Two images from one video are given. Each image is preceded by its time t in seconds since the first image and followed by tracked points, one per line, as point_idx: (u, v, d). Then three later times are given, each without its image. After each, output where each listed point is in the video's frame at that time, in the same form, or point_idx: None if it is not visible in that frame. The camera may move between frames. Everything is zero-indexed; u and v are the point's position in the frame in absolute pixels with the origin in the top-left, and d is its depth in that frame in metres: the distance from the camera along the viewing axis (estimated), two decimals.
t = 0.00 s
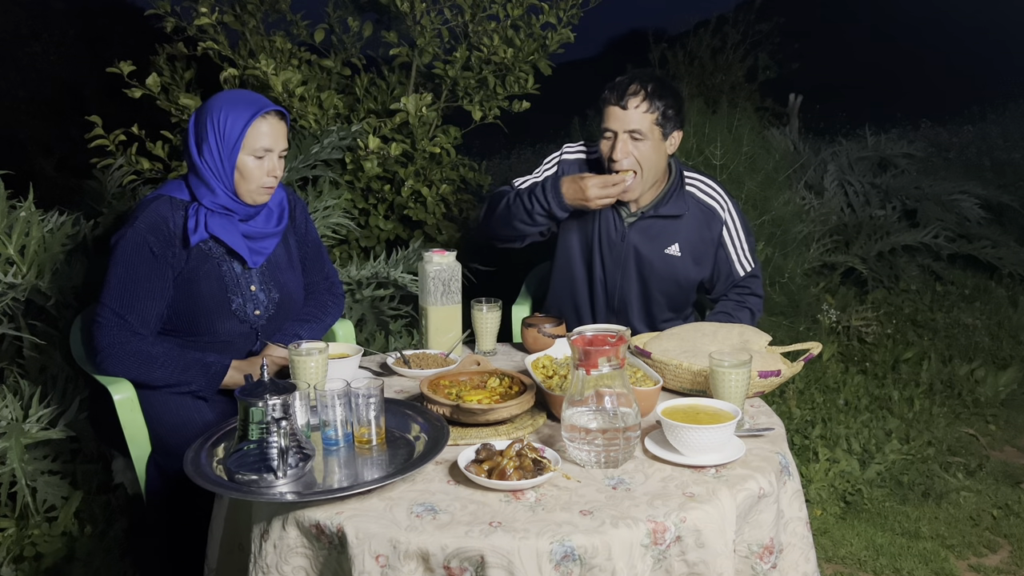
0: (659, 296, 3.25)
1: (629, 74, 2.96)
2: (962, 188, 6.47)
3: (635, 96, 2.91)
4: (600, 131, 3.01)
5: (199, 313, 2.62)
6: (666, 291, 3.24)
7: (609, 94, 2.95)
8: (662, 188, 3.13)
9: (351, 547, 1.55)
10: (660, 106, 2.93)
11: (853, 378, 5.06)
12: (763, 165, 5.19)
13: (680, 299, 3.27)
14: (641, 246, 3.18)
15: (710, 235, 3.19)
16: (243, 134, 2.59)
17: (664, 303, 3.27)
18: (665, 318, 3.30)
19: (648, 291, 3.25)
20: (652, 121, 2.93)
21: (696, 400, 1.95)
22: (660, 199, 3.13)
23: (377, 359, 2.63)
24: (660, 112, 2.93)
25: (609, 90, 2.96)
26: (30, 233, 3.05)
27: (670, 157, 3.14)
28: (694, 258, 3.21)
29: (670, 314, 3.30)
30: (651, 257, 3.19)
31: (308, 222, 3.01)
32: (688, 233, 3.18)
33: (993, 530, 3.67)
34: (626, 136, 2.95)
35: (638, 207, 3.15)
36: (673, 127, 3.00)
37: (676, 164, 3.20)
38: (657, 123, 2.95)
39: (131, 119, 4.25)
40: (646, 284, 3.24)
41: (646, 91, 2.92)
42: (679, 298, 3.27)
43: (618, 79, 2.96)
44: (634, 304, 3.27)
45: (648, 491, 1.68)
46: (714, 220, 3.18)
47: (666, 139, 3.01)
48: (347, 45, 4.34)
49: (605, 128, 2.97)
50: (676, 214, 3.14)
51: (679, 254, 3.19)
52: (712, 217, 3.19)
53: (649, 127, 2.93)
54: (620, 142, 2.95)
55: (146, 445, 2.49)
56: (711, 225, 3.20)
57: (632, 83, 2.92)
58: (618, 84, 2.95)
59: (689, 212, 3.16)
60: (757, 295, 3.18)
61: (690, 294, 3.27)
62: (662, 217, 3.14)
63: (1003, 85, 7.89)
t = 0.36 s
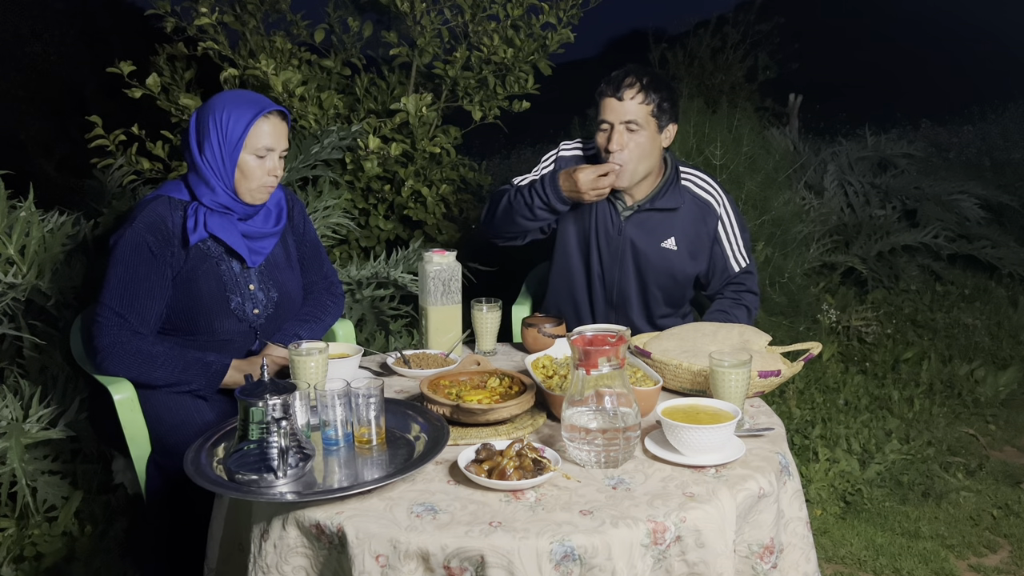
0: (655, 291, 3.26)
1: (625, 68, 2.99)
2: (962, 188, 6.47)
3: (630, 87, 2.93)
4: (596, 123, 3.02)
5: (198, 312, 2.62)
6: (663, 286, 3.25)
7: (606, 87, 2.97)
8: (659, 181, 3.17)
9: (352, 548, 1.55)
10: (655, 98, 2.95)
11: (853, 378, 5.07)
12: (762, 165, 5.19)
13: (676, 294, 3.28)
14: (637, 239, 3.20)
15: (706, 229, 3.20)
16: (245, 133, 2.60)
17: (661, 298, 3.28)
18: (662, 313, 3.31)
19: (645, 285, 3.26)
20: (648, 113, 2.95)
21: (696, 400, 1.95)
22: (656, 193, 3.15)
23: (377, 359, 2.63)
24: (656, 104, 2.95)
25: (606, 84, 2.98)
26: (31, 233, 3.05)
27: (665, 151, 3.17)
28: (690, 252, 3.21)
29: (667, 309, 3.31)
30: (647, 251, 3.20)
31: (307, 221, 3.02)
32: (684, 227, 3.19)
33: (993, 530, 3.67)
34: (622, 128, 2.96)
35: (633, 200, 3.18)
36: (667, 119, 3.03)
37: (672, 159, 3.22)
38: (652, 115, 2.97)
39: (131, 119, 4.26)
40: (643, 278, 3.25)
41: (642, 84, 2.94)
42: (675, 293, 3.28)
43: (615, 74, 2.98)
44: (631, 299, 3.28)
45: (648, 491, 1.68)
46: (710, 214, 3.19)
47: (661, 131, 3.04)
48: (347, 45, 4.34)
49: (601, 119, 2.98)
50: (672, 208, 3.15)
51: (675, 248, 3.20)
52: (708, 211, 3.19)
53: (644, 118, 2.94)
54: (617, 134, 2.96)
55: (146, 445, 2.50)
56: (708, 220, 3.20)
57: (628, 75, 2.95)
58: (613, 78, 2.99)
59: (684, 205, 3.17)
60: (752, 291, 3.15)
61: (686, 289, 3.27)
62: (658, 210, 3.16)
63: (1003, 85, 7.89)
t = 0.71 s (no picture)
0: (654, 287, 3.28)
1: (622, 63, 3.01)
2: (962, 188, 6.47)
3: (627, 82, 2.96)
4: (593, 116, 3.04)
5: (199, 311, 2.62)
6: (661, 282, 3.27)
7: (603, 82, 2.99)
8: (655, 175, 3.21)
9: (352, 547, 1.55)
10: (652, 92, 2.97)
11: (852, 378, 5.07)
12: (762, 165, 5.19)
13: (675, 291, 3.29)
14: (636, 234, 3.23)
15: (702, 224, 3.23)
16: (247, 132, 2.60)
17: (660, 294, 3.30)
18: (662, 310, 3.32)
19: (645, 282, 3.28)
20: (644, 107, 2.97)
21: (696, 400, 1.95)
22: (652, 187, 3.19)
23: (377, 359, 2.63)
24: (652, 98, 2.97)
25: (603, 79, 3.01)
26: (31, 233, 3.05)
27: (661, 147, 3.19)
28: (688, 247, 3.24)
29: (667, 306, 3.32)
30: (646, 245, 3.23)
31: (307, 223, 3.03)
32: (680, 221, 3.22)
33: (993, 529, 3.67)
34: (619, 121, 2.98)
35: (632, 194, 3.22)
36: (663, 113, 3.05)
37: (668, 155, 3.26)
38: (649, 109, 2.99)
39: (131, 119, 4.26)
40: (642, 275, 3.27)
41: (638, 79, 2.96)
42: (674, 289, 3.30)
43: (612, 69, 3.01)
44: (630, 297, 3.29)
45: (648, 491, 1.68)
46: (705, 208, 3.22)
47: (657, 126, 3.06)
48: (347, 46, 4.34)
49: (598, 113, 2.99)
50: (668, 201, 3.18)
51: (673, 242, 3.22)
52: (704, 206, 3.22)
53: (641, 112, 2.96)
54: (614, 126, 2.98)
55: (147, 445, 2.50)
56: (703, 214, 3.23)
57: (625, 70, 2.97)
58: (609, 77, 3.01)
59: (680, 199, 3.20)
60: (747, 288, 3.15)
61: (684, 285, 3.29)
62: (653, 205, 3.19)
63: (1003, 85, 7.88)
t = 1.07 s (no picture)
0: (654, 282, 3.30)
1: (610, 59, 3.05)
2: (962, 188, 6.47)
3: (614, 76, 2.99)
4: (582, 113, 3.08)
5: (198, 311, 2.62)
6: (660, 277, 3.29)
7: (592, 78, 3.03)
8: (647, 168, 3.26)
9: (352, 548, 1.55)
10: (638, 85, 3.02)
11: (852, 378, 5.07)
12: (762, 165, 5.19)
13: (673, 286, 3.32)
14: (632, 228, 3.26)
15: (696, 216, 3.26)
16: (242, 131, 2.59)
17: (659, 289, 3.31)
18: (663, 306, 3.33)
19: (644, 278, 3.30)
20: (632, 101, 3.02)
21: (696, 400, 1.95)
22: (646, 180, 3.23)
23: (377, 358, 2.63)
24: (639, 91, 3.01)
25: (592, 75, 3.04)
26: (31, 233, 3.05)
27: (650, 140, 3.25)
28: (683, 239, 3.27)
29: (667, 301, 3.33)
30: (643, 239, 3.26)
31: (306, 224, 3.03)
32: (675, 214, 3.26)
33: (993, 529, 3.68)
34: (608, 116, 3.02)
35: (626, 187, 3.27)
36: (650, 106, 3.11)
37: (659, 150, 3.31)
38: (636, 102, 3.04)
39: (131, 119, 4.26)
40: (641, 270, 3.30)
41: (625, 73, 3.01)
42: (673, 283, 3.32)
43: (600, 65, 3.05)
44: (630, 294, 3.31)
45: (648, 491, 1.68)
46: (698, 199, 3.25)
47: (645, 118, 3.11)
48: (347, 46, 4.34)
49: (587, 109, 3.03)
50: (662, 194, 3.23)
51: (669, 235, 3.25)
52: (697, 197, 3.26)
53: (629, 106, 3.00)
54: (603, 121, 3.02)
55: (147, 445, 2.50)
56: (697, 206, 3.26)
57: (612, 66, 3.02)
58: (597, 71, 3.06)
59: (674, 191, 3.25)
60: (740, 282, 3.15)
61: (681, 280, 3.32)
62: (648, 197, 3.24)
63: (1003, 85, 7.88)
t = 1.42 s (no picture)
0: (649, 277, 3.32)
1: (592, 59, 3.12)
2: (962, 188, 6.47)
3: (596, 73, 3.06)
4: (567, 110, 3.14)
5: (199, 311, 2.62)
6: (655, 272, 3.32)
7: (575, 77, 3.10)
8: (634, 163, 3.30)
9: (351, 547, 1.55)
10: (621, 81, 3.08)
11: (852, 377, 5.07)
12: (762, 165, 5.18)
13: (668, 280, 3.34)
14: (625, 223, 3.30)
15: (686, 208, 3.29)
16: (243, 129, 2.60)
17: (655, 285, 3.34)
18: (660, 299, 3.36)
19: (639, 274, 3.33)
20: (615, 96, 3.07)
21: (696, 400, 1.95)
22: (635, 173, 3.28)
23: (377, 358, 2.63)
24: (622, 86, 3.07)
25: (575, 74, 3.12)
26: (31, 233, 3.05)
27: (635, 137, 3.29)
28: (675, 231, 3.30)
29: (664, 296, 3.36)
30: (636, 234, 3.30)
31: (306, 224, 3.03)
32: (667, 207, 3.29)
33: (993, 529, 3.68)
34: (591, 112, 3.08)
35: (615, 183, 3.30)
36: (633, 102, 3.16)
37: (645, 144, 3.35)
38: (619, 98, 3.10)
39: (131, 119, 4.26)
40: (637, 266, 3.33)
41: (607, 70, 3.07)
42: (668, 278, 3.34)
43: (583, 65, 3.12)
44: (626, 290, 3.34)
45: (648, 491, 1.68)
46: (687, 191, 3.28)
47: (628, 114, 3.16)
48: (347, 46, 4.34)
49: (571, 106, 3.09)
50: (651, 186, 3.26)
51: (661, 228, 3.29)
52: (685, 189, 3.29)
53: (612, 101, 3.06)
54: (587, 116, 3.08)
55: (147, 445, 2.49)
56: (686, 199, 3.29)
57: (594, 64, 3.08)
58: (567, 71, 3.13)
59: (664, 184, 3.28)
60: (729, 274, 3.18)
61: (675, 273, 3.34)
62: (638, 190, 3.28)
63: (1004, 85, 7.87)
